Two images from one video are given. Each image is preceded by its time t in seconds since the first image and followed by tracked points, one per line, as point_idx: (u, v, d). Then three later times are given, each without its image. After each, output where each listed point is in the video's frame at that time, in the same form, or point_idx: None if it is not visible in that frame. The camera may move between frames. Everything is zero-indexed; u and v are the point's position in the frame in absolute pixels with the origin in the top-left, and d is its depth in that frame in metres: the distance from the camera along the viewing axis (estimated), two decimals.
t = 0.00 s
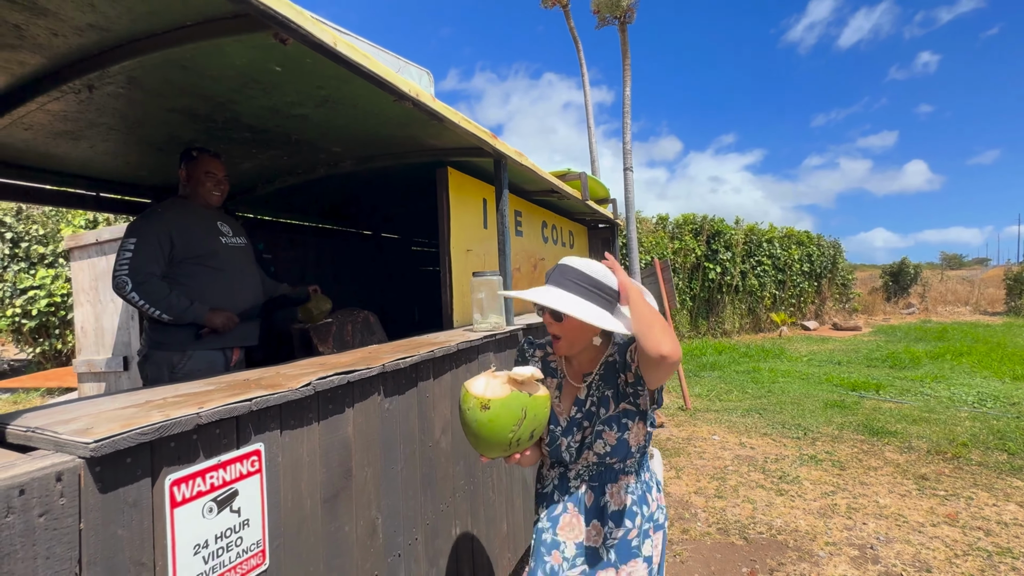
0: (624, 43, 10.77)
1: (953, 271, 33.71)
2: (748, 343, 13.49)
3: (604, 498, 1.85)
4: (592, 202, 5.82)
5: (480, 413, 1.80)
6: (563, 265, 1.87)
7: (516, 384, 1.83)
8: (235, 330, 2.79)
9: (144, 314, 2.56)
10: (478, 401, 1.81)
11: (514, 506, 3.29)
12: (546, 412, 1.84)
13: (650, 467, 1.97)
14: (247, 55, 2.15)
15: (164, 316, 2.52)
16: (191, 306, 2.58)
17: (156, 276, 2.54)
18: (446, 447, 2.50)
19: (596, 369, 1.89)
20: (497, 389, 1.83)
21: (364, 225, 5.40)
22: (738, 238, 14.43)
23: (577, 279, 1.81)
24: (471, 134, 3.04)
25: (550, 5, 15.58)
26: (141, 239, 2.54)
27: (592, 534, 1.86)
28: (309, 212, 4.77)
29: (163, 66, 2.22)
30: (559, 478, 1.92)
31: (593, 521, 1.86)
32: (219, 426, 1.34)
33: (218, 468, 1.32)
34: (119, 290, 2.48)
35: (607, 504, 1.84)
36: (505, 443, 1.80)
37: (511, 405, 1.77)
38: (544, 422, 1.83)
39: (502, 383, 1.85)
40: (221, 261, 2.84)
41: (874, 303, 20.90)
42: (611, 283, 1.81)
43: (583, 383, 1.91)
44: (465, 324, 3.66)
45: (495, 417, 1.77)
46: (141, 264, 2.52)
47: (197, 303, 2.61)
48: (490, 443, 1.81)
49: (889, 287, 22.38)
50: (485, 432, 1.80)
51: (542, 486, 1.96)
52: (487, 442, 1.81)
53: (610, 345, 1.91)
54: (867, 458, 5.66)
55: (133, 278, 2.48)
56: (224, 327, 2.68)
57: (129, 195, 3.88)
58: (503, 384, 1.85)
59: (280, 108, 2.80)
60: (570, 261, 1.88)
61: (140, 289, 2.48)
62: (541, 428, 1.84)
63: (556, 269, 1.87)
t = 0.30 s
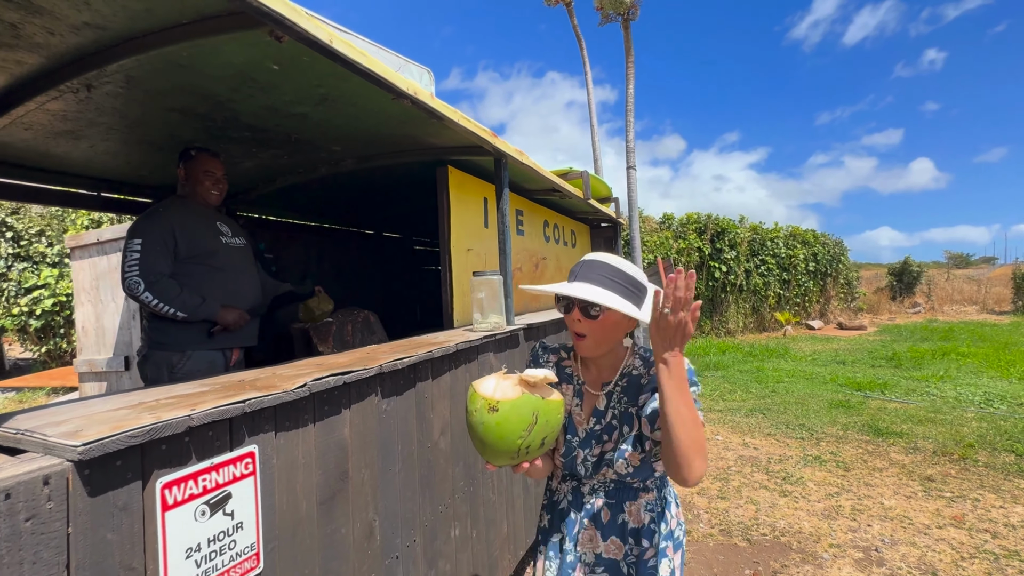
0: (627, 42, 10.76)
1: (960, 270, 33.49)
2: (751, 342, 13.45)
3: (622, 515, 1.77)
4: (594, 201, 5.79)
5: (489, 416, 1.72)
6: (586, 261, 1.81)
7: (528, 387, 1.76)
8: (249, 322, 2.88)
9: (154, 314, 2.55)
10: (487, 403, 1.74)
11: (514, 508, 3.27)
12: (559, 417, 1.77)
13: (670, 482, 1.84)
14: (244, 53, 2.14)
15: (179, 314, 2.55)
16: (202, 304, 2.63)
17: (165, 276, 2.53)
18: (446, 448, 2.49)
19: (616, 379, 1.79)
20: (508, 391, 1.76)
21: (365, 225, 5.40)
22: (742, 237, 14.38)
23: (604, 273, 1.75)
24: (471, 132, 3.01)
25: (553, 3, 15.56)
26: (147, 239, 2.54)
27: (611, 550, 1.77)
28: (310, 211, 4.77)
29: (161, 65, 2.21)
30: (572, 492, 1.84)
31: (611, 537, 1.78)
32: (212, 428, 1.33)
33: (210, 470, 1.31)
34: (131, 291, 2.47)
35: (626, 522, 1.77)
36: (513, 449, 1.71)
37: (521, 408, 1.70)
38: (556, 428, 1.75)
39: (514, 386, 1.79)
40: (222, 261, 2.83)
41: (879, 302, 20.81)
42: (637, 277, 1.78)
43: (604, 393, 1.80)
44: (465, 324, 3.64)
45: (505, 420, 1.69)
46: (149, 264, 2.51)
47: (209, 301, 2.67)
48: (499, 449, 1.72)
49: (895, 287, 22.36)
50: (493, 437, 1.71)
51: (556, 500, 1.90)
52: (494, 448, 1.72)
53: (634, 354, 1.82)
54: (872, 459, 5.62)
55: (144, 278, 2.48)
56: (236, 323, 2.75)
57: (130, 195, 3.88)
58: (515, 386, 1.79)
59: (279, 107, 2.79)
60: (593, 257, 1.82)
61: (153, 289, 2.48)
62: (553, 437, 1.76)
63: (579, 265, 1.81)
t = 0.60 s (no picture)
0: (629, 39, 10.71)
1: (964, 269, 33.32)
2: (754, 341, 13.39)
3: (622, 524, 1.69)
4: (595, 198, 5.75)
5: (485, 430, 1.66)
6: (600, 255, 1.75)
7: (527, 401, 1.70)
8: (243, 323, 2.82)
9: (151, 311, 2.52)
10: (483, 418, 1.69)
11: (513, 508, 3.24)
12: (560, 432, 1.71)
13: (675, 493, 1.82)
14: (238, 45, 2.11)
15: (176, 312, 2.52)
16: (199, 301, 2.61)
17: (161, 273, 2.51)
18: (443, 447, 2.45)
19: (620, 389, 1.72)
20: (506, 405, 1.71)
21: (365, 223, 5.37)
22: (745, 235, 14.30)
23: (618, 267, 1.69)
24: (470, 128, 2.98)
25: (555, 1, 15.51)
26: (143, 236, 2.51)
27: (606, 565, 1.69)
28: (310, 209, 4.74)
29: (154, 58, 2.18)
30: (572, 495, 1.79)
31: (608, 550, 1.69)
32: (200, 427, 1.29)
33: (198, 469, 1.28)
34: (127, 289, 2.45)
35: (625, 533, 1.68)
36: (508, 465, 1.67)
37: (519, 424, 1.65)
38: (556, 444, 1.69)
39: (512, 399, 1.73)
40: (219, 258, 2.80)
41: (883, 301, 20.70)
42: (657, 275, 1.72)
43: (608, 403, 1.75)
44: (465, 322, 3.61)
45: (502, 436, 1.65)
46: (145, 261, 2.49)
47: (206, 299, 2.64)
48: (495, 465, 1.68)
49: (900, 285, 22.29)
50: (489, 453, 1.66)
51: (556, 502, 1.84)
52: (491, 463, 1.67)
53: (645, 361, 1.73)
54: (877, 458, 5.57)
55: (140, 275, 2.45)
56: (233, 324, 2.70)
57: (128, 192, 3.85)
58: (514, 400, 1.73)
59: (275, 102, 2.76)
60: (607, 252, 1.76)
61: (150, 286, 2.45)
62: (552, 453, 1.71)
63: (593, 259, 1.75)
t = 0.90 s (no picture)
0: (631, 37, 10.71)
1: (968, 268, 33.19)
2: (757, 340, 13.36)
3: (622, 523, 1.68)
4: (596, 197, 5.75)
5: (465, 433, 1.65)
6: (603, 253, 1.74)
7: (507, 403, 1.68)
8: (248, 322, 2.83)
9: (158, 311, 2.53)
10: (463, 420, 1.67)
11: (514, 507, 3.24)
12: (541, 433, 1.69)
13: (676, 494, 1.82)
14: (237, 45, 2.11)
15: (182, 312, 2.53)
16: (206, 300, 2.62)
17: (166, 273, 2.52)
18: (442, 447, 2.46)
19: (615, 389, 1.71)
20: (486, 407, 1.69)
21: (366, 222, 5.37)
22: (748, 234, 14.26)
23: (608, 269, 1.66)
24: (469, 127, 2.97)
25: None
26: (147, 237, 2.51)
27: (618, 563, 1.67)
28: (310, 209, 4.74)
29: (153, 58, 2.18)
30: (571, 495, 1.79)
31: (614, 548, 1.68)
32: (197, 427, 1.30)
33: (195, 470, 1.28)
34: (133, 290, 2.45)
35: (627, 533, 1.67)
36: (490, 467, 1.66)
37: (498, 426, 1.63)
38: (537, 444, 1.68)
39: (493, 400, 1.71)
40: (221, 258, 2.81)
41: (887, 300, 20.65)
42: (651, 286, 1.64)
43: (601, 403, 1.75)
44: (465, 322, 3.61)
45: (481, 438, 1.63)
46: (150, 261, 2.49)
47: (211, 298, 2.65)
48: (476, 465, 1.67)
49: (903, 284, 22.25)
50: (470, 454, 1.66)
51: (557, 502, 1.85)
52: (472, 463, 1.67)
53: (643, 361, 1.71)
54: (879, 458, 5.55)
55: (146, 276, 2.46)
56: (238, 321, 2.71)
57: (128, 193, 3.86)
58: (494, 401, 1.70)
59: (275, 102, 2.76)
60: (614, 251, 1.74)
61: (156, 287, 2.46)
62: (534, 453, 1.69)
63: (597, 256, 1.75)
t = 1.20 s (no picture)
0: (632, 37, 10.70)
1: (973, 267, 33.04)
2: (761, 340, 13.33)
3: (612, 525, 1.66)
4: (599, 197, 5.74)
5: (447, 423, 1.65)
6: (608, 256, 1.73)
7: (488, 397, 1.68)
8: (254, 322, 2.84)
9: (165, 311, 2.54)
10: (446, 409, 1.66)
11: (517, 507, 3.23)
12: (520, 428, 1.68)
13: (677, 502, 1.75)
14: (239, 47, 2.11)
15: (189, 313, 2.54)
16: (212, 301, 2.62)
17: (172, 273, 2.52)
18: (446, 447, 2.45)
19: (609, 390, 1.71)
20: (468, 398, 1.69)
21: (369, 223, 5.38)
22: (751, 234, 14.23)
23: (606, 271, 1.65)
24: (471, 127, 2.97)
25: None
26: (155, 237, 2.51)
27: (600, 561, 1.66)
28: (313, 210, 4.75)
29: (156, 60, 2.19)
30: (569, 492, 1.79)
31: (599, 546, 1.66)
32: (200, 428, 1.30)
33: (198, 471, 1.28)
34: (140, 291, 2.45)
35: (616, 533, 1.64)
36: (469, 458, 1.66)
37: (477, 418, 1.63)
38: (515, 439, 1.67)
39: (475, 392, 1.71)
40: (226, 258, 2.81)
41: (892, 300, 20.59)
42: (643, 298, 1.59)
43: (598, 401, 1.75)
44: (468, 322, 3.61)
45: (460, 429, 1.63)
46: (157, 261, 2.49)
47: (217, 298, 2.66)
48: (456, 454, 1.67)
49: (907, 284, 22.21)
50: (451, 443, 1.66)
51: (554, 494, 1.85)
52: (452, 451, 1.67)
53: (641, 364, 1.67)
54: (884, 459, 5.53)
55: (153, 276, 2.46)
56: (245, 320, 2.72)
57: (132, 194, 3.87)
58: (476, 393, 1.70)
59: (277, 103, 2.76)
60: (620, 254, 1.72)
61: (163, 288, 2.46)
62: (513, 448, 1.68)
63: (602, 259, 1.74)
